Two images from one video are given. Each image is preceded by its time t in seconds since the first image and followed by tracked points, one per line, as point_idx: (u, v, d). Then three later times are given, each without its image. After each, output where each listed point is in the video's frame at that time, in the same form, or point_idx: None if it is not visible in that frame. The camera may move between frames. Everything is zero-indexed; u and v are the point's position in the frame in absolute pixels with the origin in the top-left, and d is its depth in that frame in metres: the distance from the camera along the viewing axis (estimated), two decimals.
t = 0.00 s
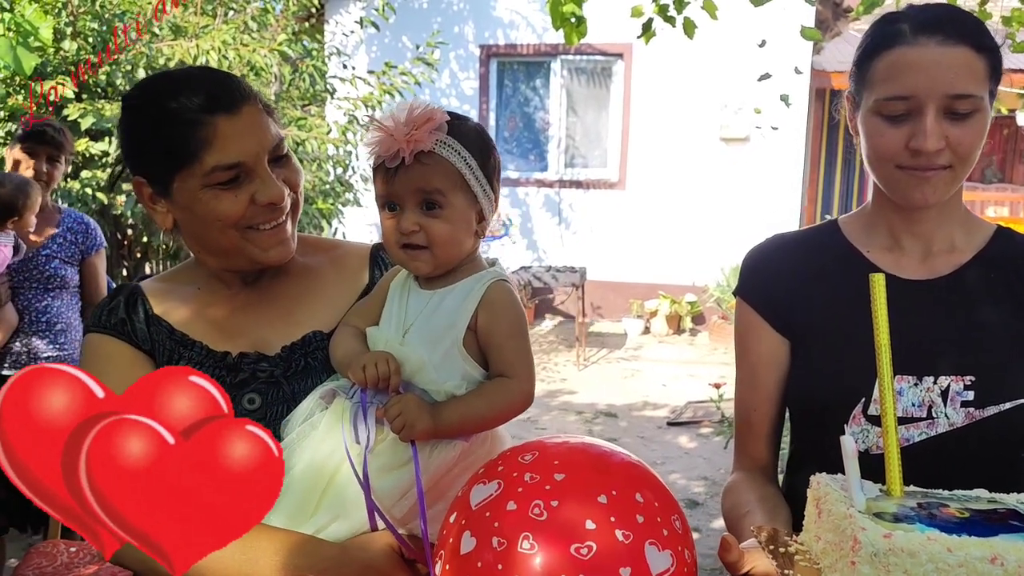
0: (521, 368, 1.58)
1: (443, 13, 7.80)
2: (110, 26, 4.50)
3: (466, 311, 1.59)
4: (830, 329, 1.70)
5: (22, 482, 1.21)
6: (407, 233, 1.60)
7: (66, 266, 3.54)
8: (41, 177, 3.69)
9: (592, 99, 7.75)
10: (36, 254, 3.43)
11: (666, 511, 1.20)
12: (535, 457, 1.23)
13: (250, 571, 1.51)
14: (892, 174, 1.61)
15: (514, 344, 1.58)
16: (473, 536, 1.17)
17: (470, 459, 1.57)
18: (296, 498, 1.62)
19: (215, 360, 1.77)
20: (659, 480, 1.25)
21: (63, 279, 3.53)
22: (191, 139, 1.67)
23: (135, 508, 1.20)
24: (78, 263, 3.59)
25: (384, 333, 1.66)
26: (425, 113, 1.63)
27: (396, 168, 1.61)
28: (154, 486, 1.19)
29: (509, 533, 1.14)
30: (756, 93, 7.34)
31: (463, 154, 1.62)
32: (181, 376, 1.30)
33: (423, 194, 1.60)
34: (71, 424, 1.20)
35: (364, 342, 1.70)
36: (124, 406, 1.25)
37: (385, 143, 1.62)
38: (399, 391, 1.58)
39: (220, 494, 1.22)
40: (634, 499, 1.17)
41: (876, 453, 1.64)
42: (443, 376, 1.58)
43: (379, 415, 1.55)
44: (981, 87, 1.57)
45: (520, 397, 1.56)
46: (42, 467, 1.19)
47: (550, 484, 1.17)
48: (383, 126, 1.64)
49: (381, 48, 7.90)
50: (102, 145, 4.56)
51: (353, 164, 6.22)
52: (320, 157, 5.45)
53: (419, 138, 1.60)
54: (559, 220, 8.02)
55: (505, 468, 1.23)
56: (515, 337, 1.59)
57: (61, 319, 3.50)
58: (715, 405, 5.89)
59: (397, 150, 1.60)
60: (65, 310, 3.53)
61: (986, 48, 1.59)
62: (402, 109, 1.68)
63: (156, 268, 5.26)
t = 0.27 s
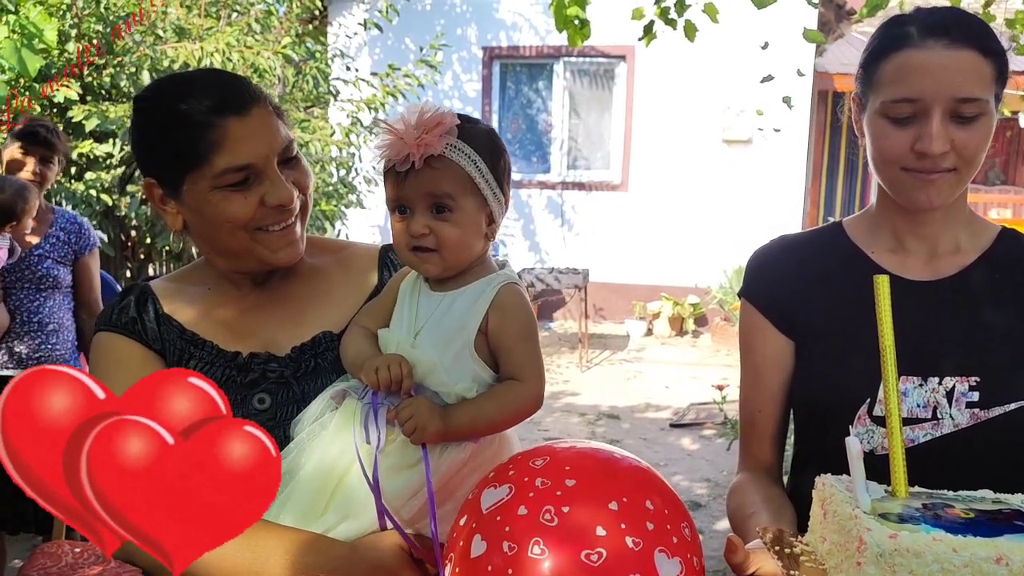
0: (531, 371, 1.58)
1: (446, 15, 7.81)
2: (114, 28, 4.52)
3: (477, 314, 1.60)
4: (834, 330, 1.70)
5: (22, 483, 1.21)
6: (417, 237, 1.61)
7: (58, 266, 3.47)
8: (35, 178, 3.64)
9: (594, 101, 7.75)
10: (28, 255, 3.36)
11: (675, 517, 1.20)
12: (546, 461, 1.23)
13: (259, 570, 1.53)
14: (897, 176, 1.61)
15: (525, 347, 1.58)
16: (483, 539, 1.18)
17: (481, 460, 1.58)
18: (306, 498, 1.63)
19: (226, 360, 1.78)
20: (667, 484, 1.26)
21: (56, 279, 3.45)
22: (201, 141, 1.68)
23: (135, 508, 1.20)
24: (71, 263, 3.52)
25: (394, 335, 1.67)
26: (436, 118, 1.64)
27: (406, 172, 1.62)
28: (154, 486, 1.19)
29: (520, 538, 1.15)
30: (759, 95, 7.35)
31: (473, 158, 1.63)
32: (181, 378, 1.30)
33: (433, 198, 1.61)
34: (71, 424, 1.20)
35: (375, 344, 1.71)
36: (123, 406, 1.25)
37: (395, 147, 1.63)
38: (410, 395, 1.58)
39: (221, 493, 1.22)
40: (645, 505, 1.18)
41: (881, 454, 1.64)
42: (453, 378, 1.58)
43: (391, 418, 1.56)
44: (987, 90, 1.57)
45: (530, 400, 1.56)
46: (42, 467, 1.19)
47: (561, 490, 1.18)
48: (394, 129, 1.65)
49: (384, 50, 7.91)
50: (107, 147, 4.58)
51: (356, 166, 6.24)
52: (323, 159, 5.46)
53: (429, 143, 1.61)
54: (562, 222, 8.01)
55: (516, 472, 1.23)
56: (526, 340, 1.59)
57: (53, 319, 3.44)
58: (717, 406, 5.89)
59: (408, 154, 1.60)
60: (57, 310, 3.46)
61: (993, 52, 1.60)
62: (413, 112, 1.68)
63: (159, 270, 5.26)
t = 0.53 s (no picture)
0: (538, 376, 1.58)
1: (448, 17, 7.81)
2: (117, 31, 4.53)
3: (485, 320, 1.60)
4: (836, 332, 1.70)
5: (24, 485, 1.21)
6: (426, 242, 1.62)
7: (53, 268, 3.46)
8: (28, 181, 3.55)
9: (597, 103, 7.76)
10: (22, 258, 3.36)
11: (679, 521, 1.21)
12: (550, 466, 1.23)
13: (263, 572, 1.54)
14: (901, 178, 1.61)
15: (533, 355, 1.59)
16: (488, 544, 1.18)
17: (485, 463, 1.60)
18: (310, 500, 1.63)
19: (230, 363, 1.79)
20: (670, 489, 1.26)
21: (50, 280, 3.45)
22: (206, 141, 1.68)
23: (135, 509, 1.20)
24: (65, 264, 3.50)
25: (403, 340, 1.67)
26: (446, 123, 1.64)
27: (416, 177, 1.63)
28: (155, 487, 1.20)
29: (525, 542, 1.15)
30: (761, 97, 7.36)
31: (483, 164, 1.63)
32: (175, 385, 1.30)
33: (443, 203, 1.61)
34: (72, 426, 1.21)
35: (383, 348, 1.72)
36: (121, 409, 1.26)
37: (405, 152, 1.63)
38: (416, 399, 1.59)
39: (219, 493, 1.22)
40: (649, 510, 1.18)
41: (883, 455, 1.64)
42: (460, 383, 1.59)
43: (399, 423, 1.58)
44: (991, 94, 1.58)
45: (536, 406, 1.57)
46: (43, 466, 1.19)
47: (566, 495, 1.18)
48: (403, 134, 1.65)
49: (387, 52, 7.92)
50: (110, 148, 4.59)
51: (358, 168, 6.24)
52: (326, 161, 5.47)
53: (440, 148, 1.61)
54: (564, 224, 8.01)
55: (521, 476, 1.24)
56: (534, 346, 1.60)
57: (47, 320, 3.45)
58: (720, 408, 5.89)
59: (418, 161, 1.61)
60: (51, 311, 3.46)
61: (996, 56, 1.60)
62: (423, 117, 1.69)
63: (162, 272, 5.27)
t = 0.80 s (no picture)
0: (543, 378, 1.59)
1: (450, 18, 7.82)
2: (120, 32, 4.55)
3: (491, 322, 1.60)
4: (838, 332, 1.70)
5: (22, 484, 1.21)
6: (435, 244, 1.62)
7: (49, 268, 3.46)
8: (21, 182, 3.55)
9: (599, 104, 7.76)
10: (20, 258, 3.35)
11: (683, 525, 1.21)
12: (556, 469, 1.24)
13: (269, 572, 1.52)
14: (903, 179, 1.61)
15: (539, 356, 1.60)
16: (494, 545, 1.18)
17: (490, 463, 1.60)
18: (314, 500, 1.63)
19: (234, 363, 1.79)
20: (675, 492, 1.26)
21: (46, 281, 3.45)
22: (208, 142, 1.69)
23: (134, 508, 1.20)
24: (60, 264, 3.51)
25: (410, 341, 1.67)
26: (456, 125, 1.64)
27: (426, 179, 1.63)
28: (154, 485, 1.20)
29: (531, 543, 1.15)
30: (763, 98, 7.37)
31: (493, 166, 1.63)
32: (180, 379, 1.31)
33: (452, 206, 1.62)
34: (71, 424, 1.21)
35: (388, 349, 1.72)
36: (122, 407, 1.26)
37: (415, 154, 1.63)
38: (422, 400, 1.60)
39: (219, 493, 1.22)
40: (654, 514, 1.18)
41: (884, 456, 1.64)
42: (466, 385, 1.60)
43: (404, 423, 1.58)
44: (993, 95, 1.58)
45: (541, 408, 1.57)
46: (41, 466, 1.19)
47: (572, 497, 1.18)
48: (413, 135, 1.65)
49: (389, 53, 7.93)
50: (113, 150, 4.60)
51: (361, 169, 6.25)
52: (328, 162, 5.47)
53: (450, 150, 1.61)
54: (566, 225, 8.01)
55: (526, 479, 1.24)
56: (540, 348, 1.60)
57: (44, 321, 3.44)
58: (722, 409, 5.89)
59: (428, 163, 1.61)
60: (47, 311, 3.45)
61: (999, 56, 1.60)
62: (431, 118, 1.68)
63: (164, 273, 5.28)
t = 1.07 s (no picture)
0: (545, 381, 1.59)
1: (451, 20, 7.82)
2: (122, 35, 4.56)
3: (494, 326, 1.61)
4: (838, 334, 1.71)
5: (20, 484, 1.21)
6: (439, 249, 1.63)
7: (47, 270, 3.48)
8: (15, 185, 3.56)
9: (600, 106, 7.77)
10: (17, 260, 3.36)
11: (686, 529, 1.21)
12: (561, 471, 1.24)
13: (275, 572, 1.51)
14: (903, 181, 1.61)
15: (541, 359, 1.60)
16: (499, 546, 1.19)
17: (493, 464, 1.61)
18: (317, 501, 1.63)
19: (237, 365, 1.80)
20: (679, 496, 1.27)
21: (44, 283, 3.46)
22: (210, 147, 1.69)
23: (133, 508, 1.20)
24: (58, 266, 3.52)
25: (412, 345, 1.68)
26: (460, 131, 1.64)
27: (431, 186, 1.63)
28: (153, 485, 1.20)
29: (536, 545, 1.16)
30: (764, 101, 7.37)
31: (496, 173, 1.64)
32: (181, 378, 1.32)
33: (456, 212, 1.62)
34: (70, 424, 1.21)
35: (391, 352, 1.72)
36: (123, 407, 1.27)
37: (419, 161, 1.63)
38: (426, 404, 1.60)
39: (219, 494, 1.23)
40: (658, 517, 1.19)
41: (881, 457, 1.64)
42: (469, 388, 1.60)
43: (408, 426, 1.59)
44: (994, 98, 1.58)
45: (543, 411, 1.58)
46: (40, 466, 1.20)
47: (577, 499, 1.18)
48: (417, 141, 1.65)
49: (391, 55, 7.95)
50: (115, 152, 4.60)
51: (362, 172, 6.25)
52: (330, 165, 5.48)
53: (455, 157, 1.61)
54: (567, 227, 8.02)
55: (532, 481, 1.24)
56: (542, 351, 1.61)
57: (42, 323, 3.45)
58: (723, 411, 5.89)
59: (433, 170, 1.61)
60: (45, 313, 3.46)
61: (1000, 60, 1.60)
62: (435, 124, 1.69)
63: (166, 275, 5.28)
